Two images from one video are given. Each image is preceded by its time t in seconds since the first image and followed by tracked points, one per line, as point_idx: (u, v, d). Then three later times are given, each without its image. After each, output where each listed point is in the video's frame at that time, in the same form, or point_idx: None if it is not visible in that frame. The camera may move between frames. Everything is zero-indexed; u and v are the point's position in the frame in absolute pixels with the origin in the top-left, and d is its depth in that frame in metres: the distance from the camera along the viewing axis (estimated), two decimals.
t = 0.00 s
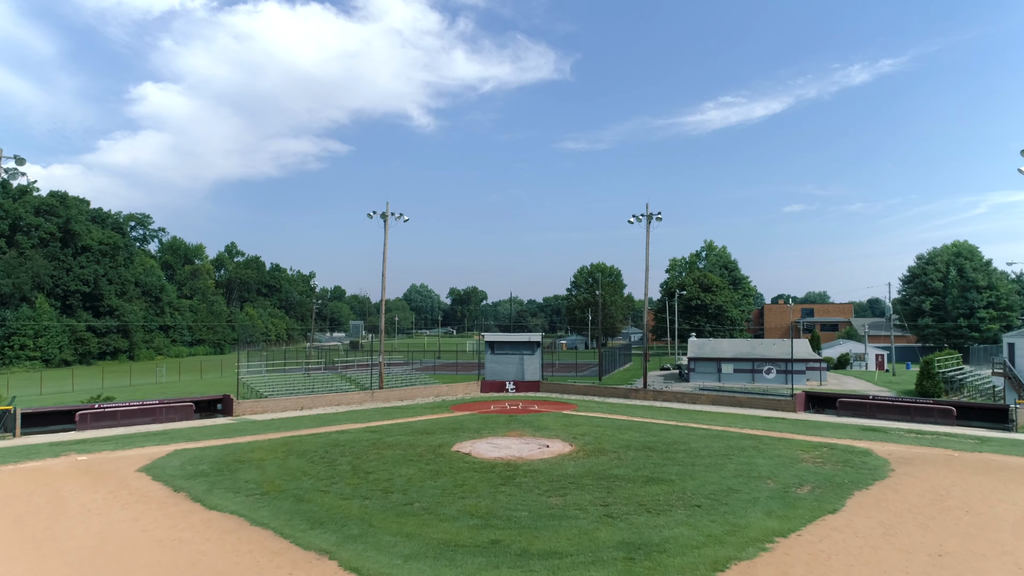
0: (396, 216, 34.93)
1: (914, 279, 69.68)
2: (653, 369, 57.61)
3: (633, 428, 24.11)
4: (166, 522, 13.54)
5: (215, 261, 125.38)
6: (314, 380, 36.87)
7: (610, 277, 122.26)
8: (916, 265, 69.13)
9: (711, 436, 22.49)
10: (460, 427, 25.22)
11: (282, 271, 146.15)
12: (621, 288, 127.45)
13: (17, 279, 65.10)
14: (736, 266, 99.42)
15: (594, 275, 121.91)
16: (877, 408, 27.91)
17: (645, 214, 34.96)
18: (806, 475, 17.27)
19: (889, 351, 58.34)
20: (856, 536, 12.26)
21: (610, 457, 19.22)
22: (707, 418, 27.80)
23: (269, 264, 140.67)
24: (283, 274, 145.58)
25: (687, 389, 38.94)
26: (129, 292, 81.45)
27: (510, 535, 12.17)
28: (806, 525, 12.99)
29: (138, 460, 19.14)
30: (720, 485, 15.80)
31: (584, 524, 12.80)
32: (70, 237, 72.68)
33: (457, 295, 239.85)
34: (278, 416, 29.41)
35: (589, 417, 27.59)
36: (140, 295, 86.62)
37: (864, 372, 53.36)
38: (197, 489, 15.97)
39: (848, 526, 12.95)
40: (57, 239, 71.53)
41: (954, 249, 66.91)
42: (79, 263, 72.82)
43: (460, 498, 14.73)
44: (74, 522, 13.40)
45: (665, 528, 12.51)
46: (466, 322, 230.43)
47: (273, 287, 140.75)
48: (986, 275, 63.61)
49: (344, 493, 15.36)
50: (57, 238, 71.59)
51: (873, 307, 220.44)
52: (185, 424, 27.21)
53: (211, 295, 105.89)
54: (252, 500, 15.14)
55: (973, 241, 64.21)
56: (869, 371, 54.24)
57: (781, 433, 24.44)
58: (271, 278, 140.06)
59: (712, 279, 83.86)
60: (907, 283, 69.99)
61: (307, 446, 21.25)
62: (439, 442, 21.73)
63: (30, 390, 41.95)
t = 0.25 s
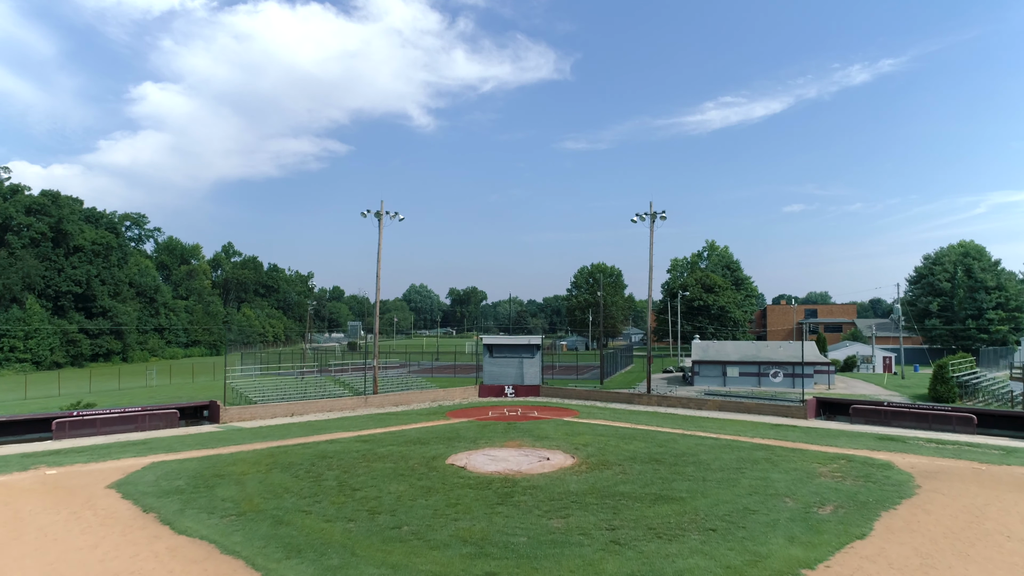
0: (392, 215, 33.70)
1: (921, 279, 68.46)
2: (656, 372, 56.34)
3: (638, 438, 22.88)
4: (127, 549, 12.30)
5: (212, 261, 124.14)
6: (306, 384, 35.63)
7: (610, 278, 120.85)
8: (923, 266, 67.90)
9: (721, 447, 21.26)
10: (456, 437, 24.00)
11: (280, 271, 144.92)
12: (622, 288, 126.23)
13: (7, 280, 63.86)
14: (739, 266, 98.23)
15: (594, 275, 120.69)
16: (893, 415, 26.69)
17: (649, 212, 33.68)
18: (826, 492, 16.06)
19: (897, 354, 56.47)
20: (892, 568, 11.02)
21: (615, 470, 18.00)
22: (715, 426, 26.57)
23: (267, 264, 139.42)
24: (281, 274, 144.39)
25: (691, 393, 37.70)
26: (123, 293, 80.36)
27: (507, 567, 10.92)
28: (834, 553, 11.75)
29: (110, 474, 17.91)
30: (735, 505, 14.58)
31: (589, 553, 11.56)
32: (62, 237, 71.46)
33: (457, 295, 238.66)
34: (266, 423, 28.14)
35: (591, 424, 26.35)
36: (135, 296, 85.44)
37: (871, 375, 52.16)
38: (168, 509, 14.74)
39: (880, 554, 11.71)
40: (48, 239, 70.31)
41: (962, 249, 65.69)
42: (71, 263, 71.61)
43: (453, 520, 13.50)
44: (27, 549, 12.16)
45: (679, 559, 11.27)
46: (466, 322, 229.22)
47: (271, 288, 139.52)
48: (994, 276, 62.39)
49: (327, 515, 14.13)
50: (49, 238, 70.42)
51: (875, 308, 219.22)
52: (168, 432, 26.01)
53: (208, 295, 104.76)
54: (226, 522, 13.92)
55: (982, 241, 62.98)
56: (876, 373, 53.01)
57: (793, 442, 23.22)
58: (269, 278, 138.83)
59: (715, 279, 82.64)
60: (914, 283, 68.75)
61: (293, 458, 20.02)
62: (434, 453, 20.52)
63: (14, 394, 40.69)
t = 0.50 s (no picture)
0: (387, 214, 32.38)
1: (929, 280, 67.27)
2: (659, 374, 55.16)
3: (643, 450, 21.64)
4: None
5: (209, 261, 122.90)
6: (298, 389, 34.39)
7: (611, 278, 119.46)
8: (931, 266, 66.73)
9: (732, 460, 20.03)
10: (452, 447, 22.76)
11: (278, 271, 143.70)
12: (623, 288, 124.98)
13: None
14: (741, 266, 97.02)
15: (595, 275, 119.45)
16: (910, 424, 25.46)
17: (653, 211, 32.37)
18: (851, 512, 14.82)
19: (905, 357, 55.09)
20: None
21: (621, 488, 16.77)
22: (724, 435, 25.33)
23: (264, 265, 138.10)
24: (279, 274, 143.22)
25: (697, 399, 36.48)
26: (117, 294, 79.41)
27: None
28: None
29: (78, 492, 16.66)
30: (754, 530, 13.33)
31: None
32: (54, 237, 70.25)
33: (456, 295, 237.32)
34: (254, 432, 26.92)
35: (594, 433, 25.10)
36: (129, 297, 84.24)
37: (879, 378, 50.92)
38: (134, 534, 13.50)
39: None
40: (40, 239, 69.07)
41: (970, 249, 64.52)
42: (62, 263, 70.39)
43: (444, 549, 12.24)
44: None
45: None
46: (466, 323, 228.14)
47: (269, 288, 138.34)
48: (1003, 276, 61.22)
49: (307, 541, 12.89)
50: (40, 238, 69.19)
51: (877, 309, 218.30)
52: (150, 442, 24.79)
53: (204, 296, 103.50)
54: (195, 550, 12.67)
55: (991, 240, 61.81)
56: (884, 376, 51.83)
57: (808, 454, 21.96)
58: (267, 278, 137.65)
59: (718, 280, 81.43)
60: (921, 284, 67.58)
61: (277, 473, 18.78)
62: (427, 468, 19.27)
63: None
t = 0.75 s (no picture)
0: (380, 213, 31.07)
1: (935, 281, 66.12)
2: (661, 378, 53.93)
3: (650, 464, 20.40)
4: None
5: (205, 261, 121.61)
6: (288, 394, 33.18)
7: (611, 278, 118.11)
8: (938, 267, 65.57)
9: (744, 476, 18.79)
10: (447, 460, 21.54)
11: (275, 271, 142.46)
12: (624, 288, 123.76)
13: None
14: (743, 267, 95.85)
15: (595, 275, 118.24)
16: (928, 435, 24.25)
17: (657, 211, 31.08)
18: (878, 539, 13.58)
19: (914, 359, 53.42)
20: None
21: (627, 509, 15.55)
22: (733, 446, 24.09)
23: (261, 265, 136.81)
24: (276, 274, 142.00)
25: (702, 405, 35.28)
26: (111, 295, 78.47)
27: None
28: None
29: (41, 514, 15.42)
30: (775, 561, 12.10)
31: None
32: (45, 237, 68.97)
33: (456, 295, 236.03)
34: (240, 442, 25.70)
35: (596, 444, 23.87)
36: (122, 298, 83.02)
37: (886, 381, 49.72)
38: (93, 565, 12.26)
39: None
40: (30, 239, 67.78)
41: (978, 250, 63.41)
42: (53, 264, 69.11)
43: None
44: None
45: None
46: (465, 324, 226.82)
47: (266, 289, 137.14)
48: (1012, 278, 60.15)
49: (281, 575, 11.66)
50: (31, 239, 67.96)
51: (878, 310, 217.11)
52: (129, 453, 23.59)
53: (200, 296, 102.37)
54: None
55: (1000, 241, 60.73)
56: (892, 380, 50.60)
57: (823, 468, 20.72)
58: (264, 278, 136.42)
59: (720, 281, 80.25)
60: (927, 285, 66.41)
61: (258, 491, 17.54)
62: (419, 485, 18.04)
63: None
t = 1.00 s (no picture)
0: (374, 214, 29.79)
1: (942, 282, 64.84)
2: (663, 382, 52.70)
3: (656, 481, 19.16)
4: None
5: (202, 262, 120.30)
6: (278, 401, 31.92)
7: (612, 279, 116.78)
8: (945, 268, 64.28)
9: (757, 495, 17.54)
10: (440, 476, 20.29)
11: (273, 272, 141.23)
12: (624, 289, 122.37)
13: None
14: (746, 267, 94.60)
15: (595, 277, 116.93)
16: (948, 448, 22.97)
17: (662, 211, 29.69)
18: (911, 573, 12.34)
19: (923, 363, 52.10)
20: None
21: (634, 535, 14.32)
22: (743, 460, 22.84)
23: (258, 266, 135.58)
24: (274, 275, 140.71)
25: (707, 413, 34.02)
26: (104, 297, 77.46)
27: None
28: None
29: None
30: None
31: None
32: (35, 238, 67.58)
33: (455, 296, 234.86)
34: (224, 455, 24.47)
35: (598, 458, 22.61)
36: (115, 299, 81.78)
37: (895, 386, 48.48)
38: None
39: None
40: (20, 240, 66.39)
41: (986, 251, 62.19)
42: (44, 265, 67.78)
43: None
44: None
45: None
46: (464, 324, 225.54)
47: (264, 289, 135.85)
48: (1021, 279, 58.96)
49: None
50: (21, 239, 66.61)
51: (880, 311, 215.98)
52: (106, 467, 22.38)
53: (196, 297, 101.23)
54: None
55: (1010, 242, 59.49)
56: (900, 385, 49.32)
57: (841, 485, 19.47)
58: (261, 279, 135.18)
59: (723, 282, 79.02)
60: (934, 286, 65.12)
61: (235, 514, 16.32)
62: (408, 506, 16.78)
63: None
